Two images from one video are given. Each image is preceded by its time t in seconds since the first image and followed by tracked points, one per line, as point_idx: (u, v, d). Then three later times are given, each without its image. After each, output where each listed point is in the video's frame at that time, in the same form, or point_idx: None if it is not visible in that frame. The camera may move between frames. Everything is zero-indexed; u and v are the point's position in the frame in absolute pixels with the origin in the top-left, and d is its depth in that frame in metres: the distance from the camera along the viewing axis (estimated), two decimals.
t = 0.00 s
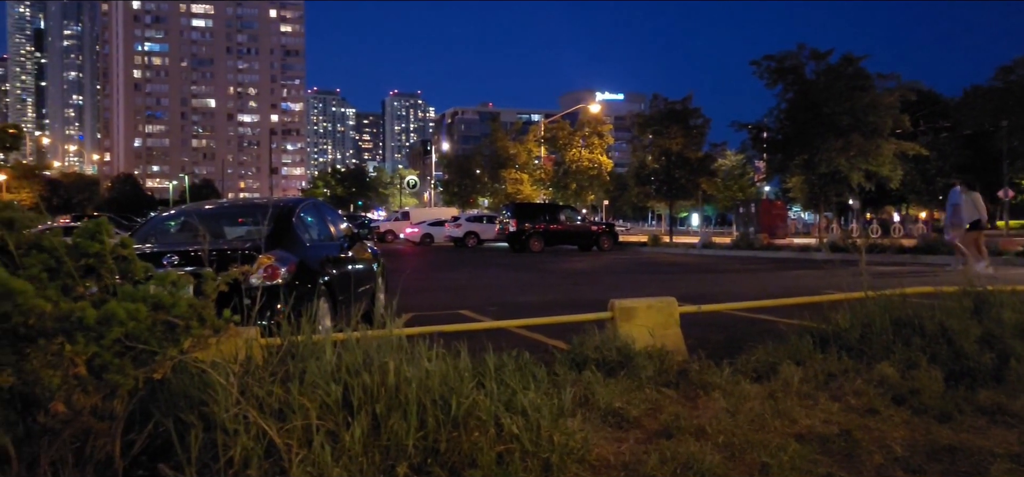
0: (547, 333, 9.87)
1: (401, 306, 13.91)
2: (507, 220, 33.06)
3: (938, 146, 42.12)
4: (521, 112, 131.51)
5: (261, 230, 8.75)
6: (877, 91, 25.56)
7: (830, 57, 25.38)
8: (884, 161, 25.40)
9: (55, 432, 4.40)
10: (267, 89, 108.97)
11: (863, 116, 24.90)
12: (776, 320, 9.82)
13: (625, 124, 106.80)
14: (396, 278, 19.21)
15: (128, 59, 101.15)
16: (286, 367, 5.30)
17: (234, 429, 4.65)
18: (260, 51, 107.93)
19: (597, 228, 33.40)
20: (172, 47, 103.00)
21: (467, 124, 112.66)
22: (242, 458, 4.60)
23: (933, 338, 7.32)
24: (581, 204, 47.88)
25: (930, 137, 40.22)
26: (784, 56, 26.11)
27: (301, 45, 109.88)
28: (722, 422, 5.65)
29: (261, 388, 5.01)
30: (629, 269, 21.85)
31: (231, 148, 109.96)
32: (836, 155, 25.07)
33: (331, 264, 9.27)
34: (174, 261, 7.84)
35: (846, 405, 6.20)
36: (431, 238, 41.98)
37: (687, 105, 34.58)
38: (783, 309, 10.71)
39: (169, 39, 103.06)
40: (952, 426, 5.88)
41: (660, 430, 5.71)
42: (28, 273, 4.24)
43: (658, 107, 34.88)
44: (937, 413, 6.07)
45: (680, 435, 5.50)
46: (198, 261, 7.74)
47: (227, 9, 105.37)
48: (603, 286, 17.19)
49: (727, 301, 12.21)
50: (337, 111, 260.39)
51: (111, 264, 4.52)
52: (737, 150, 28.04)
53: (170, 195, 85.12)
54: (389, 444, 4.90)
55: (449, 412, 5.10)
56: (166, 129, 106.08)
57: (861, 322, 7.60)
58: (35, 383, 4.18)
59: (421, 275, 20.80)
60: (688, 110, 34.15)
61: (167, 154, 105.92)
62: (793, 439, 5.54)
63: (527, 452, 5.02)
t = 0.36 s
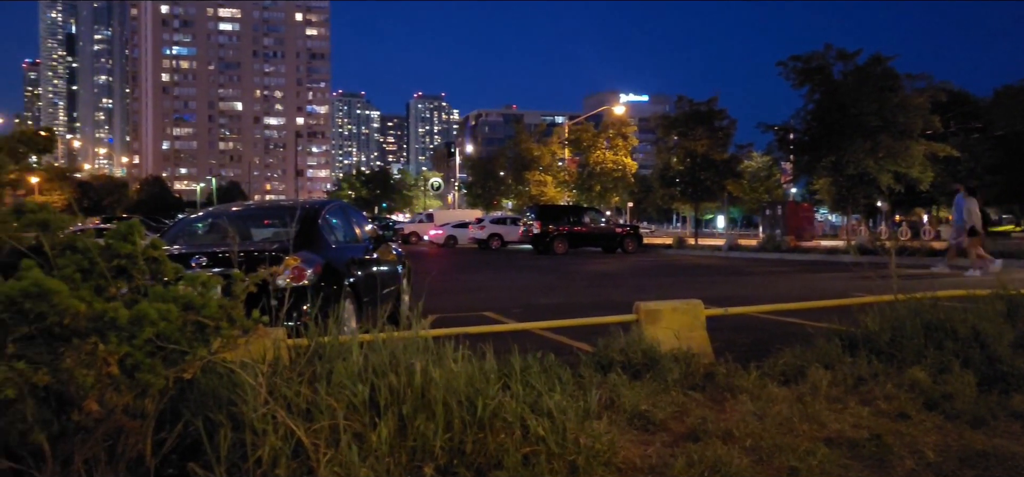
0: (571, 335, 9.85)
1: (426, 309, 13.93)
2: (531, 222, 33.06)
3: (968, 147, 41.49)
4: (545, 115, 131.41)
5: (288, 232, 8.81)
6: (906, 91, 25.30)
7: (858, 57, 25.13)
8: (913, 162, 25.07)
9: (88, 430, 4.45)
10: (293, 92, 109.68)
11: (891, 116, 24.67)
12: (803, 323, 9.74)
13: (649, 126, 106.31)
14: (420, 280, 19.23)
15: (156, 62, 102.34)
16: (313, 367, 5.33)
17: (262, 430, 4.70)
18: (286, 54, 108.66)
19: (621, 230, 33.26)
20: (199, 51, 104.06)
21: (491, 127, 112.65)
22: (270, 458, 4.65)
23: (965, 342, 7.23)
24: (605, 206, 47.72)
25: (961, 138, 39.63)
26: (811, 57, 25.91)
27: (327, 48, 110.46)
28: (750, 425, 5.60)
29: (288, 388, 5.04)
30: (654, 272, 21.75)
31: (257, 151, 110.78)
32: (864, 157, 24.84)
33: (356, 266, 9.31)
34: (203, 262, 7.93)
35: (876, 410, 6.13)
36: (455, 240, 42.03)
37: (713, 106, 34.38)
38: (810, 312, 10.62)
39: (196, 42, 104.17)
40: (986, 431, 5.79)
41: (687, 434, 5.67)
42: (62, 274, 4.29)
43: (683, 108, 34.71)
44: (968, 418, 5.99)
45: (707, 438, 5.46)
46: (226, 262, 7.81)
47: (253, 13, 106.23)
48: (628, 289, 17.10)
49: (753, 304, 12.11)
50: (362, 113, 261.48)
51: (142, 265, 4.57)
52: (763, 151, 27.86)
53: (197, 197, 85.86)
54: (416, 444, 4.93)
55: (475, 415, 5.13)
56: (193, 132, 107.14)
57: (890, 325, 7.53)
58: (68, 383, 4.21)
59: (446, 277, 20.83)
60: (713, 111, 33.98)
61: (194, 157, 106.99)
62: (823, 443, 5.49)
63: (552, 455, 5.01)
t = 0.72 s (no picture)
0: (591, 335, 9.83)
1: (446, 309, 13.95)
2: (550, 222, 33.03)
3: (993, 146, 41.02)
4: (565, 115, 131.19)
5: (308, 232, 8.87)
6: (930, 90, 25.07)
7: (881, 56, 24.95)
8: (937, 162, 24.84)
9: (111, 428, 4.49)
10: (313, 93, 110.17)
11: (915, 116, 24.43)
12: (825, 324, 9.68)
13: (669, 126, 105.90)
14: (440, 280, 19.28)
15: (179, 64, 103.25)
16: (334, 366, 5.35)
17: (283, 428, 4.73)
18: (307, 56, 109.20)
19: (641, 231, 33.17)
20: (221, 52, 104.89)
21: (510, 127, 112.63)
22: (291, 457, 4.68)
23: (990, 344, 7.15)
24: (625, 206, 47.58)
25: (986, 137, 39.20)
26: (833, 56, 25.76)
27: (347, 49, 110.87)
28: (772, 427, 5.57)
29: (309, 387, 5.07)
30: (674, 272, 21.68)
31: (278, 151, 111.39)
32: (887, 157, 24.67)
33: (376, 265, 9.36)
34: (225, 262, 8.01)
35: (900, 412, 6.07)
36: (474, 240, 42.07)
37: (733, 106, 34.22)
38: (832, 313, 10.56)
39: (218, 44, 105.00)
40: (1011, 435, 5.72)
41: (708, 435, 5.64)
42: (87, 273, 4.33)
43: (704, 108, 34.60)
44: (994, 421, 5.92)
45: (728, 439, 5.44)
46: (247, 261, 7.89)
47: (275, 14, 106.88)
48: (649, 289, 17.03)
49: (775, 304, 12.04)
50: (382, 114, 262.26)
51: (165, 265, 4.62)
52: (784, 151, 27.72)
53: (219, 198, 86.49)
54: (436, 445, 4.95)
55: (494, 415, 5.13)
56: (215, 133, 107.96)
57: (914, 326, 7.46)
58: (92, 381, 4.25)
59: (465, 277, 20.85)
60: (734, 111, 33.85)
61: (216, 158, 107.80)
62: (846, 446, 5.44)
63: (572, 456, 5.00)
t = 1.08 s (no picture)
0: (617, 335, 9.80)
1: (472, 308, 13.96)
2: (575, 222, 32.99)
3: None
4: (590, 115, 130.83)
5: (334, 232, 8.93)
6: (962, 87, 24.75)
7: (911, 54, 24.66)
8: (969, 161, 24.50)
9: (143, 425, 4.52)
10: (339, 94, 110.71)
11: (947, 114, 23.90)
12: (856, 325, 9.57)
13: (696, 125, 105.26)
14: (467, 280, 19.30)
15: (207, 66, 104.32)
16: (360, 365, 5.37)
17: (310, 426, 4.75)
18: (333, 57, 109.77)
19: (667, 231, 33.02)
20: (249, 54, 105.83)
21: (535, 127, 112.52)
22: (318, 455, 4.72)
23: None
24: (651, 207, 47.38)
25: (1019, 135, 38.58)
26: (862, 53, 25.59)
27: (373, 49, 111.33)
28: (800, 428, 5.52)
29: (335, 385, 5.09)
30: (700, 273, 21.57)
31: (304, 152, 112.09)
32: (919, 156, 24.25)
33: (402, 265, 9.39)
34: (253, 261, 8.09)
35: (932, 414, 5.99)
36: (499, 240, 42.09)
37: (760, 104, 34.01)
38: (862, 313, 10.45)
39: (246, 46, 105.96)
40: None
41: (736, 435, 5.59)
42: (119, 271, 4.38)
43: (731, 107, 34.42)
44: None
45: (757, 440, 5.39)
46: (275, 261, 7.96)
47: (301, 16, 107.61)
48: (676, 290, 16.95)
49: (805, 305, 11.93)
50: (407, 115, 263.00)
51: (194, 264, 4.67)
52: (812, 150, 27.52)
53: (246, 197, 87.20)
54: (462, 443, 4.95)
55: (521, 414, 5.13)
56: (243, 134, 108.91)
57: (946, 327, 7.36)
58: (123, 379, 4.29)
59: (490, 277, 20.87)
60: (761, 110, 33.63)
61: (244, 159, 108.75)
62: (877, 448, 5.38)
63: (598, 456, 4.99)
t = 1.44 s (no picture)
0: (642, 336, 9.77)
1: (496, 309, 13.97)
2: (598, 222, 32.91)
3: None
4: (613, 114, 130.29)
5: (358, 232, 8.96)
6: (991, 86, 24.42)
7: (939, 51, 24.40)
8: (999, 160, 24.17)
9: (172, 425, 4.54)
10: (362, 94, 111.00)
11: (976, 111, 23.86)
12: (885, 327, 9.48)
13: (719, 124, 104.55)
14: (490, 280, 19.32)
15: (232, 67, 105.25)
16: (386, 365, 5.39)
17: (337, 426, 4.79)
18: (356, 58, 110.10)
19: (690, 231, 32.87)
20: (273, 56, 106.58)
21: (557, 126, 112.24)
22: (345, 455, 4.75)
23: None
24: (674, 206, 47.17)
25: None
26: (889, 51, 25.29)
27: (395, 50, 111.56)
28: (830, 432, 5.46)
29: (361, 386, 5.10)
30: (725, 273, 21.44)
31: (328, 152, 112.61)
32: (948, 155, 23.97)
33: (425, 265, 9.41)
34: (279, 262, 8.17)
35: (965, 418, 5.90)
36: (521, 240, 42.10)
37: (785, 103, 33.78)
38: (892, 315, 10.33)
39: (270, 47, 106.76)
40: None
41: (764, 439, 5.55)
42: (148, 272, 4.42)
43: (755, 106, 34.19)
44: None
45: (786, 443, 5.35)
46: (300, 262, 8.02)
47: (325, 17, 108.14)
48: (701, 290, 16.86)
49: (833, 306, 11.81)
50: (429, 115, 263.72)
51: (222, 264, 4.69)
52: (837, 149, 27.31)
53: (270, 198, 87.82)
54: (488, 444, 4.95)
55: (547, 416, 5.13)
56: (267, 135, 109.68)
57: (979, 329, 7.26)
58: (153, 380, 4.31)
59: (513, 277, 20.91)
60: (786, 109, 33.39)
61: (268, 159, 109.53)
62: (909, 453, 5.31)
63: (626, 458, 4.97)
